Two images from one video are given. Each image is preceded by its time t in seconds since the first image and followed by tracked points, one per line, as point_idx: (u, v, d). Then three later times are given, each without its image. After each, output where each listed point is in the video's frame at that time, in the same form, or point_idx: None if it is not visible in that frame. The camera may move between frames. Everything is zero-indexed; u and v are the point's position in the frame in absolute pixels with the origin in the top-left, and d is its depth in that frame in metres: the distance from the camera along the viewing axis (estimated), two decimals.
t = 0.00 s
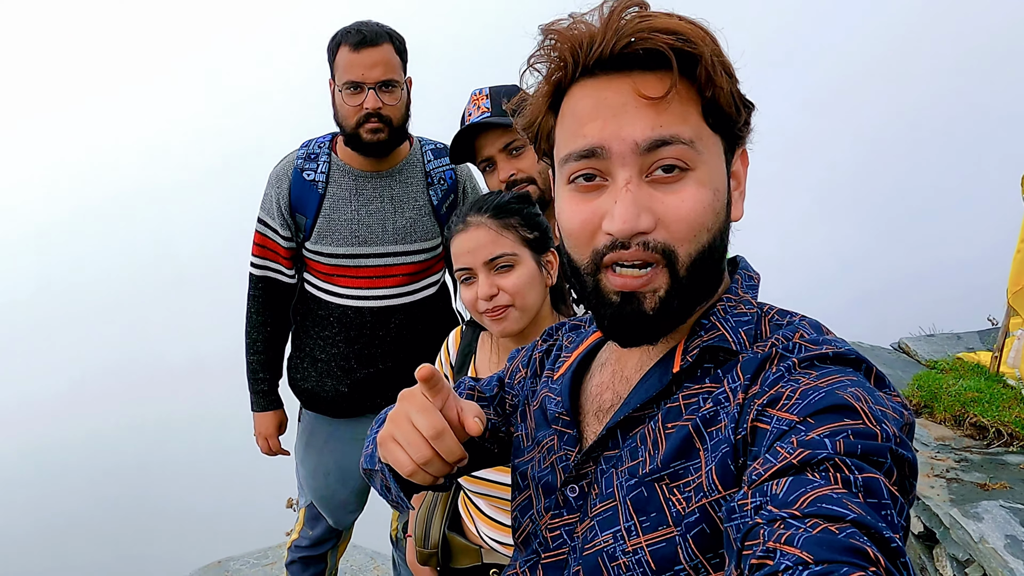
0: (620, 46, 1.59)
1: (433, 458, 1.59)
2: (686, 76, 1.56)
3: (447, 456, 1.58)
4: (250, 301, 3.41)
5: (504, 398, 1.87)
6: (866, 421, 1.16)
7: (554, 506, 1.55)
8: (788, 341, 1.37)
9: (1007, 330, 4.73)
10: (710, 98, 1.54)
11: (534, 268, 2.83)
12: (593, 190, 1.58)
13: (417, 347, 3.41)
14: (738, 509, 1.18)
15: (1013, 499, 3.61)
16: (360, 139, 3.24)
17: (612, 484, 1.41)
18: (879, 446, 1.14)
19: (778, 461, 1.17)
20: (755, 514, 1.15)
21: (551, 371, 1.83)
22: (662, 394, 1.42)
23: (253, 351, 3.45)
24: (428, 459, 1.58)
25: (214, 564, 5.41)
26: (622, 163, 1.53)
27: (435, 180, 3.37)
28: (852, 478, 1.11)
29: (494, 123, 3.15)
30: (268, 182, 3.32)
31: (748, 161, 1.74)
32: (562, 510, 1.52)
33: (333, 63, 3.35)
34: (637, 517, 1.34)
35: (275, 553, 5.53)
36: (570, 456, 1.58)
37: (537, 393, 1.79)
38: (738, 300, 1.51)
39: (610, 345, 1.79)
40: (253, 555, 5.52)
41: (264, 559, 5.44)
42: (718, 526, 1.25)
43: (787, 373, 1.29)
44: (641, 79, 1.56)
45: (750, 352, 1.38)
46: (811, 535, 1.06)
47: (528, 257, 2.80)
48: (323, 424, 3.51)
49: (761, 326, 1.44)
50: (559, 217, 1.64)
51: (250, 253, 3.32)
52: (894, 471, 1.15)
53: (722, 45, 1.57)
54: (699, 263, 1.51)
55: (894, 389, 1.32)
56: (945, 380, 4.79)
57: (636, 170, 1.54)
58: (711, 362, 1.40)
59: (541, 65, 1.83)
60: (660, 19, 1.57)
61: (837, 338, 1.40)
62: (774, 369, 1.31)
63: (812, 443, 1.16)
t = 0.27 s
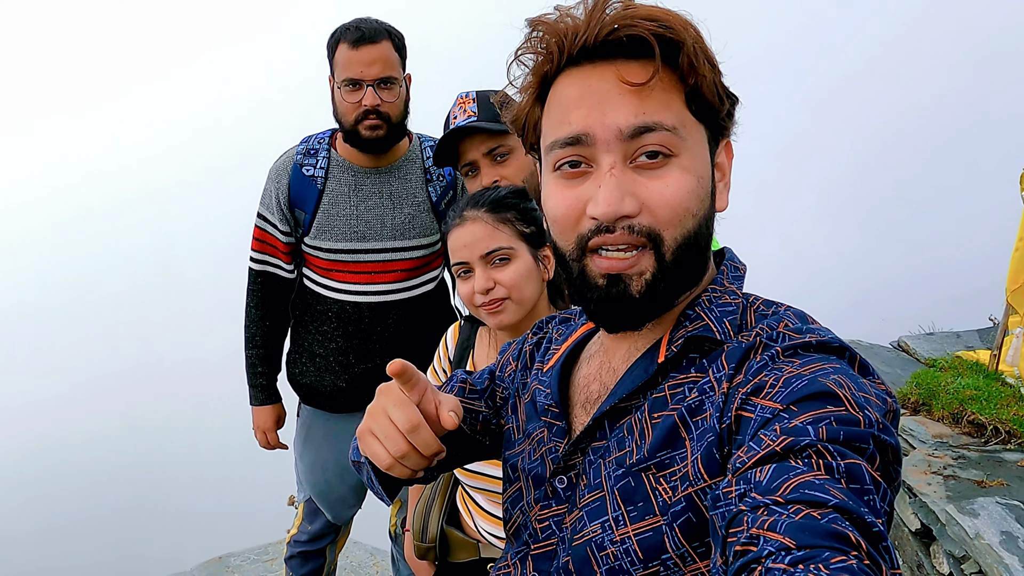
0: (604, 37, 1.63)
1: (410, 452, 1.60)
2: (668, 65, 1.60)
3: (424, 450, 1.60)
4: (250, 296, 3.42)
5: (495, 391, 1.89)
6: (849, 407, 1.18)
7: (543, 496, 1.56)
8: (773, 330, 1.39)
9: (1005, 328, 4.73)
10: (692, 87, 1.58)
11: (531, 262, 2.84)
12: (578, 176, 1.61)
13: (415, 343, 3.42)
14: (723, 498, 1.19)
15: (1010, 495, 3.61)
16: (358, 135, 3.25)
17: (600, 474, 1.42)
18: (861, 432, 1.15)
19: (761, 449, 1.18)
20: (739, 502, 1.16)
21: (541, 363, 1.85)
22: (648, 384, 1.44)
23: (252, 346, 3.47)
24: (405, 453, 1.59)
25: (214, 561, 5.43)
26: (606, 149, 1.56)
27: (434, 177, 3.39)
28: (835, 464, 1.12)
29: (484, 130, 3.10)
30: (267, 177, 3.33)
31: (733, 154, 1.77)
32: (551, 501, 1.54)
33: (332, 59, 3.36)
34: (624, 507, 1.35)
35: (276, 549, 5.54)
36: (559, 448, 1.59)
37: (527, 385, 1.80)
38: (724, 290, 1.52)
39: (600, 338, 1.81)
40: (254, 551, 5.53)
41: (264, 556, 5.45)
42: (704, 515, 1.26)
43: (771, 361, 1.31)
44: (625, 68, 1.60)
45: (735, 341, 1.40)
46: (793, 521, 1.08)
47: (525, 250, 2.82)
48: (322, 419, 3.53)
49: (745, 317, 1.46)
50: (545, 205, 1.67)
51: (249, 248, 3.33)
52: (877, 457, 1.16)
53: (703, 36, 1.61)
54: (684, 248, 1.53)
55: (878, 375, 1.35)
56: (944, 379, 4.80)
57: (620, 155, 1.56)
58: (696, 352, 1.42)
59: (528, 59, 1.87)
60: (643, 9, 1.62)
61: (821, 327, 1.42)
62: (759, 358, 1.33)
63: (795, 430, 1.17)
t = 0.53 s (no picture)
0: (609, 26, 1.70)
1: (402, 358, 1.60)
2: (670, 54, 1.65)
3: (418, 362, 1.60)
4: (253, 296, 3.43)
5: (489, 387, 1.89)
6: (850, 407, 1.19)
7: (539, 496, 1.57)
8: (772, 330, 1.41)
9: (1008, 329, 4.73)
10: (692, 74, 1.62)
11: (541, 265, 2.85)
12: (577, 154, 1.63)
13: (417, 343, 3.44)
14: (725, 499, 1.20)
15: (1012, 497, 3.62)
16: (362, 136, 3.26)
17: (599, 475, 1.43)
18: (862, 431, 1.16)
19: (763, 449, 1.19)
20: (742, 504, 1.17)
21: (537, 360, 1.86)
22: (646, 382, 1.45)
23: (255, 346, 3.48)
24: (399, 358, 1.59)
25: (217, 560, 5.45)
26: (605, 124, 1.59)
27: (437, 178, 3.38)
28: (836, 465, 1.13)
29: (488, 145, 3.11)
30: (271, 179, 3.35)
31: (734, 161, 1.77)
32: (548, 501, 1.54)
33: (336, 61, 3.38)
34: (624, 507, 1.36)
35: (278, 549, 5.55)
36: (554, 446, 1.61)
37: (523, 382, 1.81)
38: (722, 290, 1.53)
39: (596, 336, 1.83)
40: (256, 551, 5.54)
41: (267, 555, 5.47)
42: (706, 516, 1.27)
43: (771, 361, 1.32)
44: (628, 54, 1.66)
45: (734, 341, 1.41)
46: (796, 524, 1.09)
47: (535, 254, 2.83)
48: (325, 419, 3.54)
49: (744, 316, 1.48)
50: (544, 186, 1.68)
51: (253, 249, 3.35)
52: (878, 456, 1.17)
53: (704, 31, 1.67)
54: (680, 228, 1.53)
55: (876, 373, 1.36)
56: (946, 380, 4.80)
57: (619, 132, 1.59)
58: (694, 351, 1.43)
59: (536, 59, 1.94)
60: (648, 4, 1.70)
61: (819, 327, 1.44)
62: (758, 358, 1.34)
63: (795, 431, 1.18)
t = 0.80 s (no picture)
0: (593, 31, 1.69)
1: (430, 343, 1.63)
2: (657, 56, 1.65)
3: (446, 348, 1.62)
4: (254, 297, 3.44)
5: (487, 394, 1.88)
6: (848, 407, 1.19)
7: (536, 497, 1.58)
8: (769, 329, 1.41)
9: (1009, 330, 4.73)
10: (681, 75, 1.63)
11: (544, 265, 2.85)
12: (570, 162, 1.63)
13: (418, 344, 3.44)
14: (724, 499, 1.20)
15: (1012, 497, 3.62)
16: (363, 135, 3.27)
17: (596, 475, 1.43)
18: (861, 431, 1.16)
19: (762, 450, 1.19)
20: (741, 504, 1.17)
21: (533, 363, 1.87)
22: (643, 383, 1.45)
23: (256, 346, 3.49)
24: (429, 342, 1.63)
25: (219, 560, 5.45)
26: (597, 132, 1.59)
27: (437, 179, 3.40)
28: (836, 465, 1.13)
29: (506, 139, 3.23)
30: (272, 179, 3.35)
31: (724, 156, 1.78)
32: (544, 502, 1.55)
33: (337, 60, 3.38)
34: (621, 507, 1.36)
35: (278, 549, 5.56)
36: (551, 448, 1.62)
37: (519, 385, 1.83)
38: (719, 289, 1.53)
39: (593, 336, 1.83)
40: (257, 551, 5.55)
41: (268, 555, 5.47)
42: (703, 515, 1.28)
43: (769, 360, 1.32)
44: (615, 58, 1.66)
45: (731, 341, 1.41)
46: (796, 524, 1.09)
47: (538, 255, 2.83)
48: (326, 419, 3.54)
49: (740, 316, 1.48)
50: (537, 195, 1.68)
51: (254, 249, 3.35)
52: (877, 456, 1.17)
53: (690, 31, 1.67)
54: (675, 232, 1.54)
55: (874, 372, 1.36)
56: (947, 380, 4.80)
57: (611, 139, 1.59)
58: (691, 352, 1.44)
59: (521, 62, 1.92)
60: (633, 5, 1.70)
61: (816, 326, 1.44)
62: (756, 358, 1.34)
63: (794, 431, 1.18)
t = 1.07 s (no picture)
0: (573, 33, 1.66)
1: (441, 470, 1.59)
2: (641, 54, 1.62)
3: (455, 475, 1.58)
4: (258, 292, 3.44)
5: (493, 398, 1.92)
6: (849, 394, 1.19)
7: (539, 490, 1.56)
8: (769, 317, 1.40)
9: (1013, 328, 4.71)
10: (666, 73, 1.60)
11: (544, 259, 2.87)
12: (559, 171, 1.62)
13: (422, 339, 3.44)
14: (727, 488, 1.20)
15: (1016, 494, 3.61)
16: (366, 130, 3.26)
17: (597, 466, 1.43)
18: (862, 418, 1.16)
19: (764, 438, 1.19)
20: (744, 493, 1.17)
21: (533, 361, 1.89)
22: (645, 374, 1.44)
23: (260, 342, 3.49)
24: (438, 470, 1.59)
25: (221, 557, 5.46)
26: (585, 140, 1.58)
27: (440, 174, 3.40)
28: (838, 452, 1.13)
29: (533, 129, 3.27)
30: (275, 174, 3.35)
31: (715, 144, 1.77)
32: (547, 494, 1.54)
33: (340, 55, 3.38)
34: (623, 498, 1.36)
35: (281, 546, 5.56)
36: (553, 442, 1.59)
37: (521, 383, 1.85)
38: (718, 280, 1.53)
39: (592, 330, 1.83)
40: (260, 548, 5.55)
41: (271, 552, 5.47)
42: (706, 504, 1.27)
43: (770, 349, 1.32)
44: (598, 60, 1.63)
45: (731, 330, 1.41)
46: (800, 512, 1.09)
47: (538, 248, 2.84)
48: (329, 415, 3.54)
49: (740, 305, 1.47)
50: (530, 203, 1.67)
51: (257, 245, 3.35)
52: (879, 442, 1.17)
53: (672, 24, 1.64)
54: (669, 234, 1.53)
55: (875, 359, 1.36)
56: (950, 378, 4.78)
57: (600, 145, 1.58)
58: (692, 342, 1.43)
59: (500, 62, 1.88)
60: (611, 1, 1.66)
61: (816, 314, 1.43)
62: (756, 346, 1.34)
63: (796, 419, 1.18)
